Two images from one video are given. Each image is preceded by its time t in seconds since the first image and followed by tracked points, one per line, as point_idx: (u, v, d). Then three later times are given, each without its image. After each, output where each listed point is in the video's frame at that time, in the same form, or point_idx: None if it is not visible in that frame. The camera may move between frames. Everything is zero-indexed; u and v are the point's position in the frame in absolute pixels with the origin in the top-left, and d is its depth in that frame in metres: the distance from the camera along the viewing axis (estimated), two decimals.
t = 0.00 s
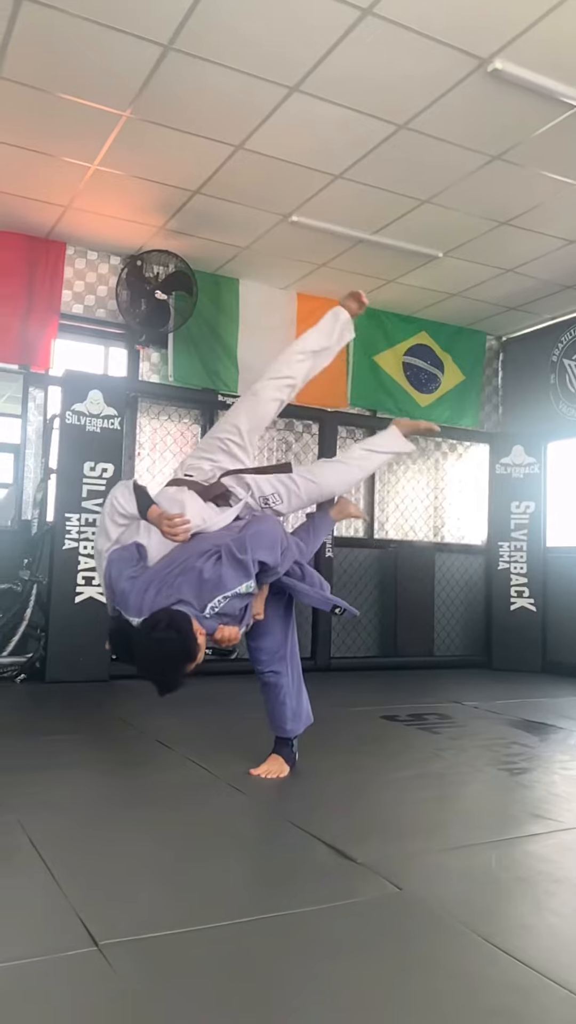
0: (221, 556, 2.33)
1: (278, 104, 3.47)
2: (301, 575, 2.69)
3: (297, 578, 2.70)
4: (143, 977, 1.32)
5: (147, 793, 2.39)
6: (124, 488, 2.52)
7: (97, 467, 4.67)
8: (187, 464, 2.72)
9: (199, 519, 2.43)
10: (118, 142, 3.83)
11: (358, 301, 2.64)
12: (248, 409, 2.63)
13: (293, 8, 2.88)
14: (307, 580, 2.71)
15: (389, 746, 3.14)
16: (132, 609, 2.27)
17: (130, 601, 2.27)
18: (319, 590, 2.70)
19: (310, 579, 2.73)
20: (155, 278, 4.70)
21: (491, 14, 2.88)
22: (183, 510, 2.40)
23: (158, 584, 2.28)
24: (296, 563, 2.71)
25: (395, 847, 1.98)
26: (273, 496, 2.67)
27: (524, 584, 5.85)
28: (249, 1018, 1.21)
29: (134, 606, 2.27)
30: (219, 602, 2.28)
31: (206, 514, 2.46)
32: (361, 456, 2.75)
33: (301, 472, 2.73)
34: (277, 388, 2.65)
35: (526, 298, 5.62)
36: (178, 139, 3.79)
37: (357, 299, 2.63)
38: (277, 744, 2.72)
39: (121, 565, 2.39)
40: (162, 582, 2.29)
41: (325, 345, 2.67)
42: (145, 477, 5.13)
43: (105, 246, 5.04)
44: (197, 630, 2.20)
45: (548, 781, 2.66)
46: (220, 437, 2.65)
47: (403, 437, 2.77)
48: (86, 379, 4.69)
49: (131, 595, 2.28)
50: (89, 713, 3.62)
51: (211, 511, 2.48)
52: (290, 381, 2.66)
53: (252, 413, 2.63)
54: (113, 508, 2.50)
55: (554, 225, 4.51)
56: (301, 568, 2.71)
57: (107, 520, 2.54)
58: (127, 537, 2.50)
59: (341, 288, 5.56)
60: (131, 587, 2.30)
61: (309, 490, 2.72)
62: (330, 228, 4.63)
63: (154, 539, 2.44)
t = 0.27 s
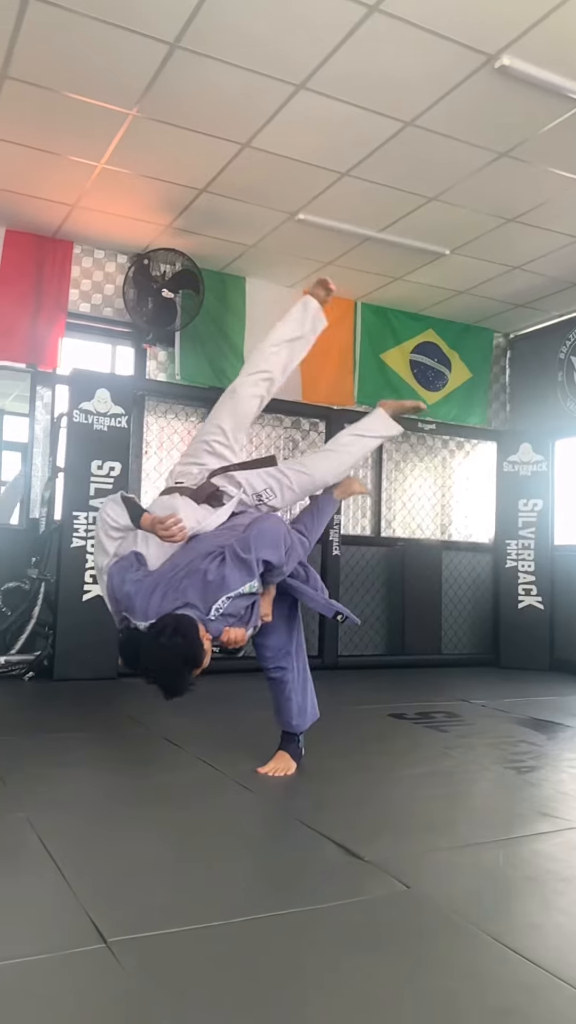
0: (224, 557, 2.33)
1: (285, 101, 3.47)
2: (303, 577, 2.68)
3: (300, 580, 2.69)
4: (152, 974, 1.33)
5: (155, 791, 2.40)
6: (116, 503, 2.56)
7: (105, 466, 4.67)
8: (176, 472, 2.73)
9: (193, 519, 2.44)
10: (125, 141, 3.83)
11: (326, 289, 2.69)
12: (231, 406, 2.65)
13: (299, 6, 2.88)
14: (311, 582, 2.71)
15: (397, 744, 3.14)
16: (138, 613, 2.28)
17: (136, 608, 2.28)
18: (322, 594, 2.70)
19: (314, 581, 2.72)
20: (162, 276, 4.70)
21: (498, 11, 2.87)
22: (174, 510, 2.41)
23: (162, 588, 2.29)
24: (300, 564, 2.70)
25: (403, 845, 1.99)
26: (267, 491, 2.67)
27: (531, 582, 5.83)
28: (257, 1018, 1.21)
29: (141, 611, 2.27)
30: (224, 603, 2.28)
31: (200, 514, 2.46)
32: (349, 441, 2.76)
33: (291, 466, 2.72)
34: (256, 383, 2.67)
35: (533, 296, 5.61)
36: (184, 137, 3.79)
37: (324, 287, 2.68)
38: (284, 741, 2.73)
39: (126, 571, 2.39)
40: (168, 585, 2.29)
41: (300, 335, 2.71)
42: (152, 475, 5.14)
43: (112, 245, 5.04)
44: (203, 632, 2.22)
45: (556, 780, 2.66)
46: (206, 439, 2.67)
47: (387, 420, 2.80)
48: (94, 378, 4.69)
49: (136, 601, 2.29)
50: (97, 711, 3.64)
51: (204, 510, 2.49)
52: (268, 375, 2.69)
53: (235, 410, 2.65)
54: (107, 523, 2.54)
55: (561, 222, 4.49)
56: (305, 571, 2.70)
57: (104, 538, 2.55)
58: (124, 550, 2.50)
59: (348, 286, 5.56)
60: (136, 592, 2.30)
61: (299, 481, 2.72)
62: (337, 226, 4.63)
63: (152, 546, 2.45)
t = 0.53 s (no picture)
0: (229, 556, 2.33)
1: (292, 99, 3.47)
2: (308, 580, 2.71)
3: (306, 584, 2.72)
4: (161, 970, 1.33)
5: (163, 789, 2.40)
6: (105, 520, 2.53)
7: (113, 464, 4.68)
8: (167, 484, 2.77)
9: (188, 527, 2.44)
10: (132, 139, 3.83)
11: (289, 282, 2.77)
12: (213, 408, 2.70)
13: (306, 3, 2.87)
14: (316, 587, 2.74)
15: (405, 742, 3.14)
16: (146, 619, 2.28)
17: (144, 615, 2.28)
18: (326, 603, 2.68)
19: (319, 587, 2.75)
20: (170, 275, 4.72)
21: (506, 6, 2.85)
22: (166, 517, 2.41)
23: (167, 593, 2.29)
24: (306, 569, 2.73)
25: (411, 843, 1.99)
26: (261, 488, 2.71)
27: (540, 580, 5.82)
28: (269, 1012, 1.22)
29: (149, 616, 2.28)
30: (228, 603, 2.26)
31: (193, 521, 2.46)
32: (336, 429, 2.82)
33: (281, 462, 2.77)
34: (232, 382, 2.74)
35: (542, 292, 5.59)
36: (192, 135, 3.79)
37: (289, 280, 2.76)
38: (292, 738, 2.73)
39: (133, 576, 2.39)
40: (175, 587, 2.29)
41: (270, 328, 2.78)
42: (160, 474, 5.15)
43: (119, 243, 5.05)
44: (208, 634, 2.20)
45: (565, 777, 2.66)
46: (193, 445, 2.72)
47: (372, 404, 2.86)
48: (102, 377, 4.70)
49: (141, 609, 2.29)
50: (106, 708, 3.65)
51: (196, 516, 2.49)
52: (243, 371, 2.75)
53: (215, 410, 2.70)
54: (100, 541, 2.50)
55: (570, 218, 4.47)
56: (311, 575, 2.73)
57: (101, 558, 2.52)
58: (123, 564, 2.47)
59: (356, 284, 5.55)
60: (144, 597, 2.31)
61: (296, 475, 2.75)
62: (345, 223, 4.62)
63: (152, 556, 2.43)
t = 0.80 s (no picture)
0: (235, 556, 2.32)
1: (300, 95, 3.46)
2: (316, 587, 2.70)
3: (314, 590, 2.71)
4: (171, 965, 1.34)
5: (173, 785, 2.41)
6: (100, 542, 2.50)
7: (122, 462, 4.69)
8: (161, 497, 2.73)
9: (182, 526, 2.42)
10: (140, 137, 3.84)
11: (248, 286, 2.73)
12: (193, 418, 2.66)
13: None
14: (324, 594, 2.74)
15: (415, 738, 3.14)
16: (155, 622, 2.29)
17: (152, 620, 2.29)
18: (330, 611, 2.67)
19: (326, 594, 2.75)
20: (179, 272, 4.71)
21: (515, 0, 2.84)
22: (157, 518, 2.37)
23: (174, 594, 2.28)
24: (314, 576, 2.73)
25: (421, 840, 1.99)
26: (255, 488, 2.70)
27: (550, 576, 5.80)
28: (280, 1008, 1.22)
29: (157, 618, 2.29)
30: (233, 602, 2.26)
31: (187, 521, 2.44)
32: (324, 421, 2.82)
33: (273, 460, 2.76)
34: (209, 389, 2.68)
35: (551, 288, 5.56)
36: (200, 133, 3.79)
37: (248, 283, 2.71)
38: (300, 733, 2.73)
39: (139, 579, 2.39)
40: (180, 587, 2.29)
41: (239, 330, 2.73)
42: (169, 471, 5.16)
43: (128, 241, 5.05)
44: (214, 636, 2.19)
45: None
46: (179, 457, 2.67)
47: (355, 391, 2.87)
48: (111, 375, 4.71)
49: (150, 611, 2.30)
50: (117, 705, 3.66)
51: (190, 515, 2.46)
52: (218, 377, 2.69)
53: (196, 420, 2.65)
54: (99, 564, 2.47)
55: None
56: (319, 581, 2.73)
57: (103, 574, 2.47)
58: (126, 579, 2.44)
59: (364, 280, 5.54)
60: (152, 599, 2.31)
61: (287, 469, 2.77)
62: (353, 219, 4.61)
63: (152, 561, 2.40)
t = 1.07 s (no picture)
0: (241, 557, 2.32)
1: (309, 89, 3.45)
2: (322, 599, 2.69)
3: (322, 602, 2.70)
4: (182, 958, 1.35)
5: (184, 780, 2.42)
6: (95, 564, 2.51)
7: (132, 458, 4.70)
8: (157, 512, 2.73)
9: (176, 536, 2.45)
10: (149, 133, 3.84)
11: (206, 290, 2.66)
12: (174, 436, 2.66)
13: None
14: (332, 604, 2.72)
15: (425, 734, 3.14)
16: (161, 624, 2.29)
17: (159, 619, 2.29)
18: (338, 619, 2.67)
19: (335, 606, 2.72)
20: (187, 268, 4.70)
21: None
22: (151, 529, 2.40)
23: (180, 591, 2.28)
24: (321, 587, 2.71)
25: (431, 835, 1.99)
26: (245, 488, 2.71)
27: (560, 572, 5.77)
28: (290, 1002, 1.23)
29: (163, 620, 2.28)
30: (239, 602, 2.26)
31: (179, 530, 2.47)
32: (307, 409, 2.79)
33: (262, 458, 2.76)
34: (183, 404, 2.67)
35: (561, 282, 5.53)
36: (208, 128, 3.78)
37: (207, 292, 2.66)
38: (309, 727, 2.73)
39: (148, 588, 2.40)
40: (186, 586, 2.28)
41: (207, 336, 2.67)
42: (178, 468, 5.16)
43: (137, 237, 5.05)
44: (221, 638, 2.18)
45: None
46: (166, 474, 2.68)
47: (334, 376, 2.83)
48: (120, 371, 4.72)
49: (157, 608, 2.30)
50: (127, 700, 3.68)
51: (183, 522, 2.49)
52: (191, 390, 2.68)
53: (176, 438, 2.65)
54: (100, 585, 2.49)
55: None
56: (327, 592, 2.71)
57: (103, 587, 2.48)
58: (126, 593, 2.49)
59: (374, 275, 5.52)
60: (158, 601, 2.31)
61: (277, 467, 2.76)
62: (362, 214, 4.60)
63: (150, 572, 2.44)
